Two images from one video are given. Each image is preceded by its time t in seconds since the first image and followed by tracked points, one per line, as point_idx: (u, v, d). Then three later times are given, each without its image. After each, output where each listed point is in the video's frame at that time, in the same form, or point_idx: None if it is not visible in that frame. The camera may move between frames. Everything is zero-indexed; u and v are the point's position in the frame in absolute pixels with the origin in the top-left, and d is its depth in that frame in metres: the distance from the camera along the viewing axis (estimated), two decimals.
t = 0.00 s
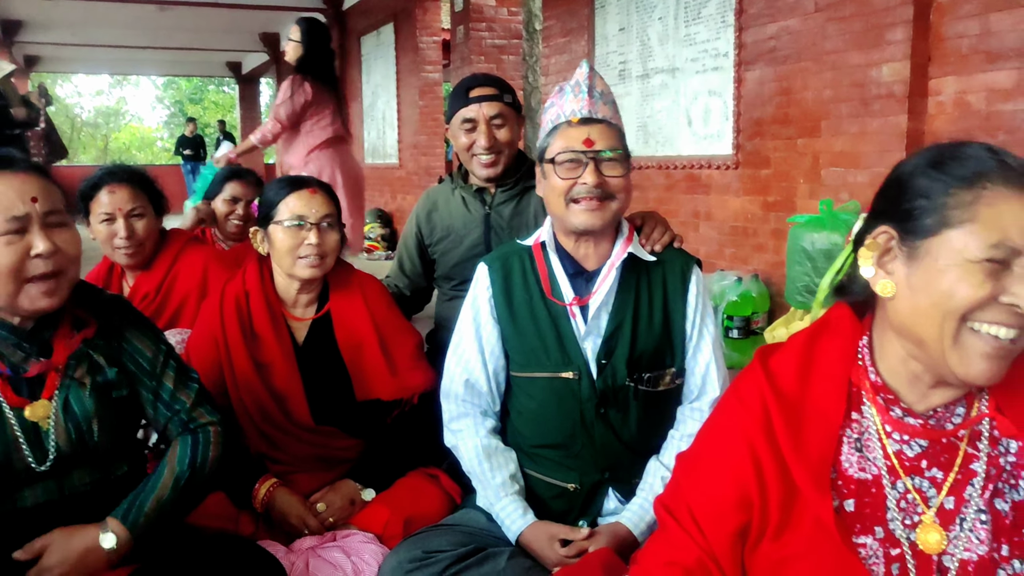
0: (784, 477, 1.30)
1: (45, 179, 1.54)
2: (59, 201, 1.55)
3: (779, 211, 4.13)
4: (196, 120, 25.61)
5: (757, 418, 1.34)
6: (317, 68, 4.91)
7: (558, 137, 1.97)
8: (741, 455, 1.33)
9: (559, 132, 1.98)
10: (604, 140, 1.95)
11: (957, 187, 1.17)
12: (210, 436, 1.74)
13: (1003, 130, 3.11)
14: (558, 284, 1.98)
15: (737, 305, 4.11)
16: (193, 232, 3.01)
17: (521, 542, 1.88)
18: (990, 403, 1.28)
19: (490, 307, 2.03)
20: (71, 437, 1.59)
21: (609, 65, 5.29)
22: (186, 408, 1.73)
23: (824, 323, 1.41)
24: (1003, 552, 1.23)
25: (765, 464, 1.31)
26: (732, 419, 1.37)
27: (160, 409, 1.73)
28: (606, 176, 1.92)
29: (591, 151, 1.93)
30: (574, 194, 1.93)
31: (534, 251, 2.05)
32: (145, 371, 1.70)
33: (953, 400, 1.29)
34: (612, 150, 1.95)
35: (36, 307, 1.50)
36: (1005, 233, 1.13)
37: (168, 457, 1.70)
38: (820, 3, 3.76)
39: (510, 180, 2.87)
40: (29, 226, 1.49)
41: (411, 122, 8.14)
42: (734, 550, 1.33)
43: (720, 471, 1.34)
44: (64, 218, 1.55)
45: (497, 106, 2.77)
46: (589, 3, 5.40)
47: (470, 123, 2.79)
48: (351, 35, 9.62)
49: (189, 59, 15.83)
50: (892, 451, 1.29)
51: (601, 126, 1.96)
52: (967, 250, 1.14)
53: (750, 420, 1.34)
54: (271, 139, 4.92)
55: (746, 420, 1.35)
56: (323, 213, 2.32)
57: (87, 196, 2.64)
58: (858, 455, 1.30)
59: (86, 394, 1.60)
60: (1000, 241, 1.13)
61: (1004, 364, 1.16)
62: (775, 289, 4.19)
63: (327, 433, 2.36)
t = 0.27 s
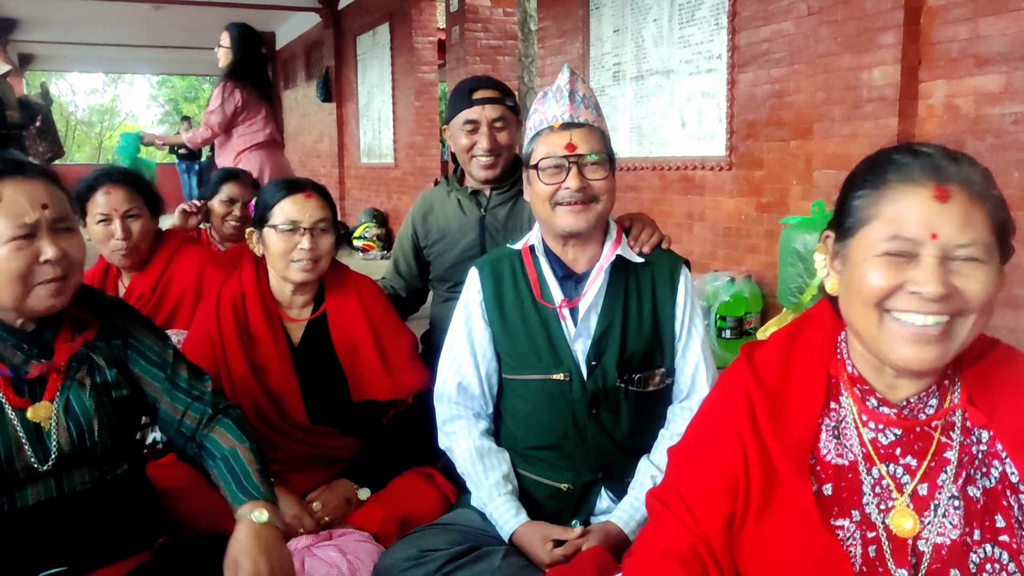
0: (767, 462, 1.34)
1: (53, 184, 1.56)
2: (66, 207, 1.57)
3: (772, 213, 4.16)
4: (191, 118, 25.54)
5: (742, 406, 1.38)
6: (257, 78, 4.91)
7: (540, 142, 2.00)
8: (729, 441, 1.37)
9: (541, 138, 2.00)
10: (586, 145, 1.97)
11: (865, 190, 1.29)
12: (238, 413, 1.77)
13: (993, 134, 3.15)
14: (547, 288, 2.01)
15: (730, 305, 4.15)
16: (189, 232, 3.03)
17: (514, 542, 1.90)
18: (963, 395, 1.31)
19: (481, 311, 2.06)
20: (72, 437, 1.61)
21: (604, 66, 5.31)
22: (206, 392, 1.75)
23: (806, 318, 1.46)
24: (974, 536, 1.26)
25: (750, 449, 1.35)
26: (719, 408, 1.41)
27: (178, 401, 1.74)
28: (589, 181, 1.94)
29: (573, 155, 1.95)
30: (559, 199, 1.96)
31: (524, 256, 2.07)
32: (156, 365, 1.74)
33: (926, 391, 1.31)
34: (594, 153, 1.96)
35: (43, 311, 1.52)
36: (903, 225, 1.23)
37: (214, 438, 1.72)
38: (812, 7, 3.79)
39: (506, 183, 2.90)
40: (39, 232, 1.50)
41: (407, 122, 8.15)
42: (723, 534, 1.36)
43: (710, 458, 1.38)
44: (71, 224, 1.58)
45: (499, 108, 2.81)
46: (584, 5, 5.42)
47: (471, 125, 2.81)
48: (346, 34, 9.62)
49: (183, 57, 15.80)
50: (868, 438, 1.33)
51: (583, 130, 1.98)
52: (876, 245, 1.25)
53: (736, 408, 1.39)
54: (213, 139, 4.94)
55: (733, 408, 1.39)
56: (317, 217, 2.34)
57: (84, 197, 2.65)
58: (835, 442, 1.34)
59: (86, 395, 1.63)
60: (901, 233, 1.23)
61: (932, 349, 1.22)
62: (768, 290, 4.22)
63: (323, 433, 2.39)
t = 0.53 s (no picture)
0: (775, 454, 1.35)
1: (69, 194, 1.57)
2: (79, 217, 1.58)
3: (772, 215, 4.18)
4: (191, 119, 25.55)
5: (752, 398, 1.39)
6: (199, 78, 4.89)
7: (546, 146, 2.02)
8: (739, 433, 1.38)
9: (546, 141, 2.02)
10: (590, 149, 1.98)
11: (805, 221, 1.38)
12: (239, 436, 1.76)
13: (991, 137, 3.17)
14: (550, 290, 2.03)
15: (730, 307, 4.17)
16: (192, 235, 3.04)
17: (515, 541, 1.92)
18: (968, 400, 1.31)
19: (485, 312, 2.08)
20: (84, 442, 1.62)
21: (604, 68, 5.33)
22: (206, 408, 1.74)
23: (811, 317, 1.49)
24: (975, 537, 1.27)
25: (760, 440, 1.36)
26: (729, 400, 1.42)
27: (177, 414, 1.73)
28: (594, 186, 1.96)
29: (579, 161, 1.97)
30: (564, 203, 1.97)
31: (526, 258, 2.09)
32: (160, 375, 1.73)
33: (933, 395, 1.33)
34: (599, 159, 1.98)
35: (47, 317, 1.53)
36: (809, 255, 1.31)
37: (219, 467, 1.69)
38: (812, 10, 3.81)
39: (509, 187, 2.91)
40: (46, 241, 1.51)
41: (407, 124, 8.16)
42: (731, 525, 1.36)
43: (720, 448, 1.39)
44: (84, 234, 1.58)
45: (493, 116, 2.78)
46: (584, 7, 5.43)
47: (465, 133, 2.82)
48: (347, 36, 9.63)
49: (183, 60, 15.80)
50: (871, 434, 1.34)
51: (588, 135, 2.00)
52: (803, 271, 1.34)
53: (746, 400, 1.40)
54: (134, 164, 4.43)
55: (743, 400, 1.40)
56: (318, 223, 2.34)
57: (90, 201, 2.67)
58: (838, 436, 1.36)
59: (98, 400, 1.64)
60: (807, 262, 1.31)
61: (861, 364, 1.26)
62: (768, 292, 4.24)
63: (326, 435, 2.40)
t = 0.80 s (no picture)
0: (781, 458, 1.38)
1: (67, 224, 1.56)
2: (77, 243, 1.57)
3: (775, 218, 4.21)
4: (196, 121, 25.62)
5: (759, 403, 1.42)
6: (158, 85, 4.97)
7: (537, 156, 2.08)
8: (745, 437, 1.40)
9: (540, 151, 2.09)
10: (564, 166, 2.00)
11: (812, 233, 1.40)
12: (238, 444, 1.78)
13: (992, 140, 3.19)
14: (557, 293, 2.05)
15: (733, 309, 4.19)
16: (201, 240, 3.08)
17: (520, 541, 1.95)
18: (972, 408, 1.34)
19: (494, 314, 2.10)
20: (97, 444, 1.66)
21: (607, 72, 5.35)
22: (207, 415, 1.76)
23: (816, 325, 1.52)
24: (976, 544, 1.30)
25: (766, 444, 1.38)
26: (736, 404, 1.44)
27: (180, 419, 1.76)
28: (559, 203, 1.99)
29: (548, 177, 2.01)
30: (541, 215, 2.02)
31: (532, 264, 2.11)
32: (165, 380, 1.75)
33: (938, 404, 1.35)
34: (569, 177, 1.99)
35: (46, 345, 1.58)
36: (814, 266, 1.33)
37: (219, 476, 1.73)
38: (814, 14, 3.83)
39: (515, 193, 2.95)
40: (40, 274, 1.52)
41: (411, 127, 8.20)
42: (736, 528, 1.39)
43: (726, 452, 1.41)
44: (81, 261, 1.58)
45: (495, 126, 2.81)
46: (587, 11, 5.46)
47: (469, 142, 2.85)
48: (351, 39, 9.68)
49: (188, 63, 15.86)
50: (876, 441, 1.37)
51: (568, 150, 2.02)
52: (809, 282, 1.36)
53: (753, 405, 1.42)
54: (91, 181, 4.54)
55: (750, 405, 1.42)
56: (309, 227, 2.37)
57: (101, 208, 2.71)
58: (844, 443, 1.39)
59: (109, 402, 1.67)
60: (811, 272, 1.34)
61: (856, 376, 1.29)
62: (771, 294, 4.26)
63: (332, 437, 2.43)
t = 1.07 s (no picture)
0: (779, 458, 1.39)
1: (74, 212, 1.61)
2: (84, 233, 1.61)
3: (777, 217, 4.21)
4: (199, 122, 25.66)
5: (758, 402, 1.43)
6: (118, 92, 5.15)
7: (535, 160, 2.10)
8: (745, 436, 1.42)
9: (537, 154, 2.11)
10: (560, 169, 2.02)
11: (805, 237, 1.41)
12: (243, 444, 1.79)
13: (994, 140, 3.20)
14: (559, 294, 2.07)
15: (735, 309, 4.20)
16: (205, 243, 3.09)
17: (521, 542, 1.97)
18: (967, 408, 1.35)
19: (496, 315, 2.11)
20: (103, 448, 1.67)
21: (610, 72, 5.36)
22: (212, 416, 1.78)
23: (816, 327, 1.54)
24: (972, 541, 1.31)
25: (765, 443, 1.39)
26: (736, 404, 1.46)
27: (185, 421, 1.78)
28: (555, 206, 2.01)
29: (545, 180, 2.03)
30: (538, 217, 2.05)
31: (534, 268, 2.11)
32: (171, 382, 1.77)
33: (934, 404, 1.36)
34: (564, 180, 2.00)
35: (52, 330, 1.58)
36: (806, 270, 1.35)
37: (224, 477, 1.75)
38: (815, 14, 3.84)
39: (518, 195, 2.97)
40: (46, 258, 1.56)
41: (414, 128, 8.22)
42: (736, 526, 1.40)
43: (726, 451, 1.42)
44: (87, 250, 1.61)
45: (499, 130, 2.81)
46: (589, 12, 5.47)
47: (472, 145, 2.86)
48: (354, 40, 9.70)
49: (192, 64, 15.90)
50: (873, 440, 1.38)
51: (564, 153, 2.03)
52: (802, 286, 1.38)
53: (752, 404, 1.43)
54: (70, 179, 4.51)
55: (749, 405, 1.44)
56: (315, 228, 2.39)
57: (106, 211, 2.73)
58: (841, 442, 1.40)
59: (115, 406, 1.69)
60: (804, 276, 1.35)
61: (849, 378, 1.30)
62: (773, 294, 4.27)
63: (337, 438, 2.46)
